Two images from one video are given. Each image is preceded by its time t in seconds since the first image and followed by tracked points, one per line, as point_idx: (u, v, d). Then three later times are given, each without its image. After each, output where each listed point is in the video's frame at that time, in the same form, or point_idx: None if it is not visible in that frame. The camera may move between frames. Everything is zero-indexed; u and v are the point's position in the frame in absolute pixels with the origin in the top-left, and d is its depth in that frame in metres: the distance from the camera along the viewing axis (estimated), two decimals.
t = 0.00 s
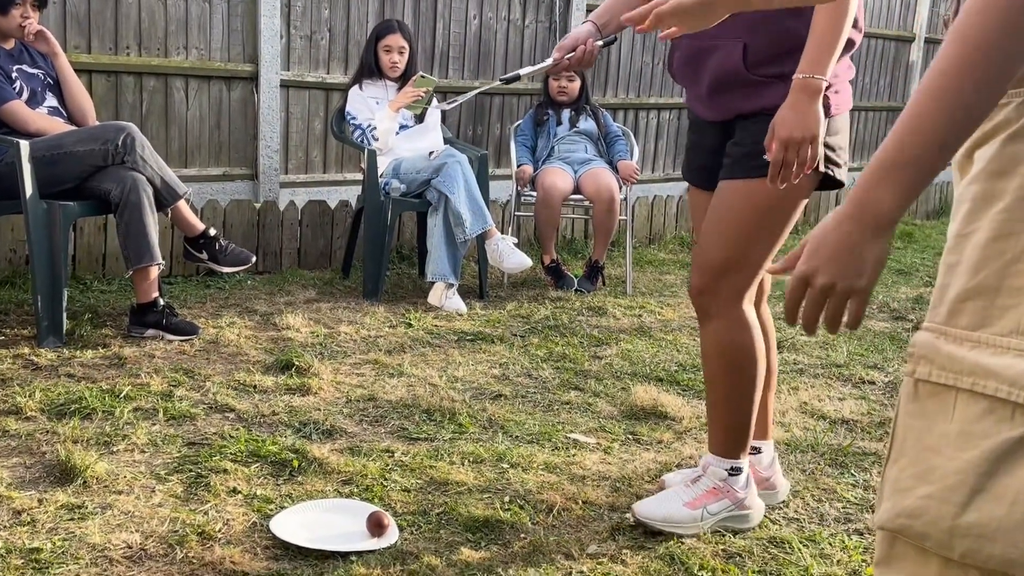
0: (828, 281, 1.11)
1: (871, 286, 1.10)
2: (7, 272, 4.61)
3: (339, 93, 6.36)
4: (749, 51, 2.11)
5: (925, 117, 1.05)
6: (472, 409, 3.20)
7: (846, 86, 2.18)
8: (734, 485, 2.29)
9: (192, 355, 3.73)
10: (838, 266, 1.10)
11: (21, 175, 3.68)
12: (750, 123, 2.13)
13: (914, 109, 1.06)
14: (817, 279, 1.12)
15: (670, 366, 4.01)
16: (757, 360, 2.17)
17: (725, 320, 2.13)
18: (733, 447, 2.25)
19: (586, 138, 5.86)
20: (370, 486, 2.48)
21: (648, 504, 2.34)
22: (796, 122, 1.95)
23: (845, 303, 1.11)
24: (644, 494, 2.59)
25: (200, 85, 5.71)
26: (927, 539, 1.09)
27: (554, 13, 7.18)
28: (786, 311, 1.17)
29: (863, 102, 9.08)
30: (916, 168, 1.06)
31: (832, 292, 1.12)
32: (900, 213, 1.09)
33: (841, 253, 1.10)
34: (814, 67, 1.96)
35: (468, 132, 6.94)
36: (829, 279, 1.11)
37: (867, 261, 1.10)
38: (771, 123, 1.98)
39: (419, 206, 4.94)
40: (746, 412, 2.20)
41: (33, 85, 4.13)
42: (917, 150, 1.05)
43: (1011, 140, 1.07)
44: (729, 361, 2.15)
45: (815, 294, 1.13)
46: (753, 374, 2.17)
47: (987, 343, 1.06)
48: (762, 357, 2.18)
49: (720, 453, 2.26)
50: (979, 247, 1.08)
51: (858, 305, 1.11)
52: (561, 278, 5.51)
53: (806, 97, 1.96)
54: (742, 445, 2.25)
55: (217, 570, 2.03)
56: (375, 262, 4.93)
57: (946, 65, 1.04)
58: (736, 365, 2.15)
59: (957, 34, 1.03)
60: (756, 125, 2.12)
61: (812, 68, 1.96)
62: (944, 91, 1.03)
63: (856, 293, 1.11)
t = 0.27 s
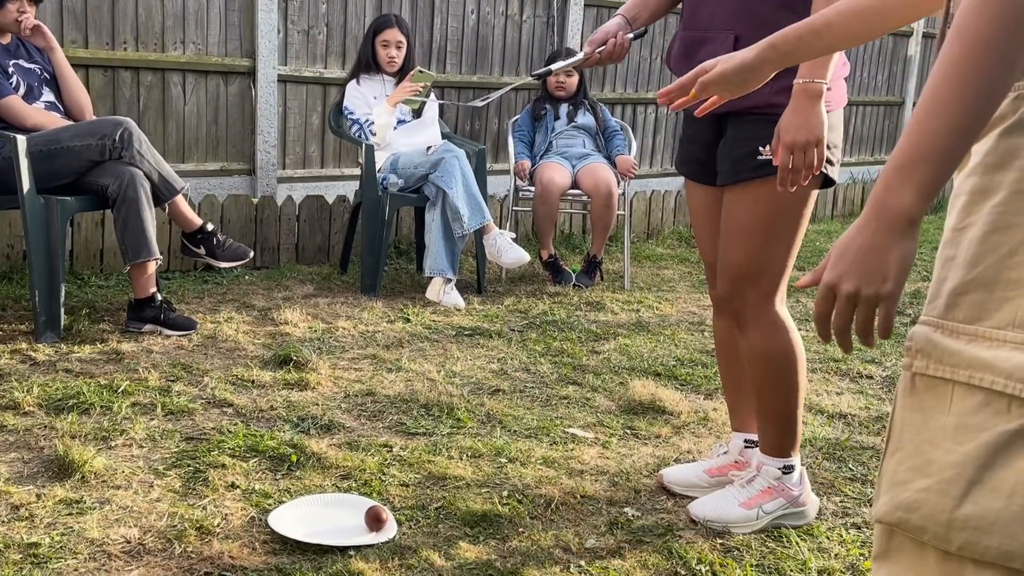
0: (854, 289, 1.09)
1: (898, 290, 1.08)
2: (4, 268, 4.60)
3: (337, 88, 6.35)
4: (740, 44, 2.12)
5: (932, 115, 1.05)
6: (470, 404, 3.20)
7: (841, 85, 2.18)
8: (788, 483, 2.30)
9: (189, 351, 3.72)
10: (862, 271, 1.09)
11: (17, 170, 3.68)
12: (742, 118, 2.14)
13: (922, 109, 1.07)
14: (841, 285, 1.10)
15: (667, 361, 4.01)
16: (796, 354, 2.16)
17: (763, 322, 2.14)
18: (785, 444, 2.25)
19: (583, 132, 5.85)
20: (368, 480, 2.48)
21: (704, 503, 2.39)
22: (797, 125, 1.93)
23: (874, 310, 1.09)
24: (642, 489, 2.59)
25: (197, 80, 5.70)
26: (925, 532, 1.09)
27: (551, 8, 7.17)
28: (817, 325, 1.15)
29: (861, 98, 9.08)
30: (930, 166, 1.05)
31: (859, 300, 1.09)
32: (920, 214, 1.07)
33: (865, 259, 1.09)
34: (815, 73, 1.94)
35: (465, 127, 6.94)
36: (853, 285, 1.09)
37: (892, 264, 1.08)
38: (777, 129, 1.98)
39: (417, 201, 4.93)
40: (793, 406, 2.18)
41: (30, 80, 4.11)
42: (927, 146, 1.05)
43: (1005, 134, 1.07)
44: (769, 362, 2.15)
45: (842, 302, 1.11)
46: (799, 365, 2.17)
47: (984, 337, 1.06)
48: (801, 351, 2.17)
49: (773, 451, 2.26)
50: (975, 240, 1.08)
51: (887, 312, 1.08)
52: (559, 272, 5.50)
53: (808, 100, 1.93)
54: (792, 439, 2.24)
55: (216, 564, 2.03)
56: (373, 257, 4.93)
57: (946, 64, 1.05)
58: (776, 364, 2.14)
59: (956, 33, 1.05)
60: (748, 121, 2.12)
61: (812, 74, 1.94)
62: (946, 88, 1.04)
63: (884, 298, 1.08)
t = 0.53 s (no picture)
0: (830, 275, 1.10)
1: (873, 279, 1.08)
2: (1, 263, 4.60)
3: (334, 83, 6.34)
4: (746, 40, 2.10)
5: (915, 104, 1.05)
6: (468, 399, 3.20)
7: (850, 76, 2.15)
8: (786, 479, 2.30)
9: (187, 346, 3.72)
10: (838, 257, 1.10)
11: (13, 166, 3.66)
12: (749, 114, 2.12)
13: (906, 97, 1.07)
14: (818, 270, 1.11)
15: (665, 356, 4.02)
16: (808, 353, 2.16)
17: (782, 316, 2.14)
18: (787, 442, 2.25)
19: (581, 127, 5.85)
20: (366, 475, 2.49)
21: (702, 497, 2.39)
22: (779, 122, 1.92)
23: (849, 298, 1.10)
24: (640, 484, 2.60)
25: (194, 75, 5.69)
26: (922, 525, 1.09)
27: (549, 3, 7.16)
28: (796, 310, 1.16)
29: (859, 92, 9.07)
30: (910, 155, 1.06)
31: (836, 287, 1.10)
32: (900, 203, 1.08)
33: (843, 245, 1.10)
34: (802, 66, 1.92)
35: (463, 122, 6.93)
36: (831, 271, 1.10)
37: (869, 252, 1.08)
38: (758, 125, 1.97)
39: (415, 196, 4.92)
40: (802, 404, 2.19)
41: (26, 75, 4.11)
42: (908, 135, 1.06)
43: (1000, 127, 1.07)
44: (780, 361, 2.15)
45: (817, 287, 1.12)
46: (814, 361, 2.18)
47: (979, 330, 1.06)
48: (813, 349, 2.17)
49: (773, 447, 2.27)
50: (971, 234, 1.08)
51: (862, 299, 1.09)
52: (557, 268, 5.50)
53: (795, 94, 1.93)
54: (795, 437, 2.25)
55: (214, 559, 2.03)
56: (370, 252, 4.92)
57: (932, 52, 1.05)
58: (787, 363, 2.15)
59: (942, 21, 1.05)
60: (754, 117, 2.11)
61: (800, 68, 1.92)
62: (930, 77, 1.04)
63: (860, 286, 1.09)
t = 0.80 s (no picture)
0: (826, 271, 1.11)
1: (869, 276, 1.08)
2: None
3: (331, 79, 6.33)
4: (746, 38, 2.10)
5: (910, 101, 1.05)
6: (465, 395, 3.20)
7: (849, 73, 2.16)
8: (782, 474, 2.30)
9: (183, 342, 3.72)
10: (834, 254, 1.10)
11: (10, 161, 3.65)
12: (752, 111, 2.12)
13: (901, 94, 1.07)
14: (814, 267, 1.12)
15: (662, 352, 4.02)
16: (809, 349, 2.16)
17: (783, 312, 2.15)
18: (784, 437, 2.25)
19: (578, 123, 5.85)
20: (363, 471, 2.48)
21: (700, 492, 2.39)
22: (776, 119, 1.95)
23: (845, 294, 1.10)
24: (637, 479, 2.60)
25: (191, 70, 5.68)
26: (917, 520, 1.09)
27: None
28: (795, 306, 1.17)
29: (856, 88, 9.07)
30: (905, 154, 1.06)
31: (832, 283, 1.11)
32: (895, 200, 1.08)
33: (839, 243, 1.10)
34: (795, 65, 1.94)
35: (460, 118, 6.92)
36: (827, 268, 1.11)
37: (865, 248, 1.08)
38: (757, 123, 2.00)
39: (413, 192, 4.92)
40: (802, 400, 2.19)
41: (21, 71, 4.09)
42: (903, 132, 1.06)
43: (995, 122, 1.07)
44: (780, 355, 2.16)
45: (813, 284, 1.12)
46: (814, 357, 2.19)
47: (974, 324, 1.06)
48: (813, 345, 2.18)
49: (770, 442, 2.27)
50: (965, 229, 1.08)
51: (858, 296, 1.09)
52: (554, 264, 5.49)
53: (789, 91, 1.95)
54: (792, 433, 2.25)
55: (210, 555, 2.03)
56: (367, 248, 4.92)
57: (927, 49, 1.05)
58: (787, 359, 2.15)
59: (937, 19, 1.04)
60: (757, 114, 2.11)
61: (793, 67, 1.94)
62: (925, 74, 1.04)
63: (855, 283, 1.09)
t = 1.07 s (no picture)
0: (840, 272, 1.10)
1: (884, 275, 1.08)
2: None
3: (328, 76, 6.32)
4: (743, 34, 2.10)
5: (915, 98, 1.05)
6: (463, 391, 3.20)
7: (849, 68, 2.15)
8: (779, 470, 2.30)
9: (180, 339, 3.71)
10: (848, 254, 1.10)
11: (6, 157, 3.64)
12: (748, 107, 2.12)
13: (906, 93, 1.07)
14: (829, 269, 1.12)
15: (660, 348, 4.02)
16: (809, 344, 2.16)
17: (784, 307, 2.14)
18: (781, 432, 2.25)
19: (575, 120, 5.85)
20: (361, 467, 2.48)
21: (697, 489, 2.39)
22: (778, 119, 1.95)
23: (861, 294, 1.10)
24: (634, 475, 2.60)
25: (188, 67, 5.67)
26: (912, 512, 1.10)
27: None
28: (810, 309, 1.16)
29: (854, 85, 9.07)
30: (913, 153, 1.05)
31: (846, 284, 1.10)
32: (907, 198, 1.07)
33: (851, 243, 1.10)
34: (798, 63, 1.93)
35: (458, 115, 6.92)
36: (842, 269, 1.10)
37: (879, 248, 1.08)
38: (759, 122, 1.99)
39: (410, 189, 4.91)
40: (801, 396, 2.19)
41: (17, 68, 4.08)
42: (909, 130, 1.06)
43: (992, 115, 1.07)
44: (780, 350, 2.15)
45: (830, 286, 1.12)
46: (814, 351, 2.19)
47: (969, 317, 1.06)
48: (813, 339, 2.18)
49: (769, 438, 2.27)
50: (961, 222, 1.08)
51: (874, 296, 1.09)
52: (552, 261, 5.49)
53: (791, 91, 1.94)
54: (790, 429, 2.25)
55: (207, 551, 2.03)
56: (365, 245, 4.91)
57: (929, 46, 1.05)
58: (788, 353, 2.15)
59: (938, 19, 1.04)
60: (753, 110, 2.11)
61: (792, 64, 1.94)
62: (928, 70, 1.04)
63: (871, 283, 1.08)
